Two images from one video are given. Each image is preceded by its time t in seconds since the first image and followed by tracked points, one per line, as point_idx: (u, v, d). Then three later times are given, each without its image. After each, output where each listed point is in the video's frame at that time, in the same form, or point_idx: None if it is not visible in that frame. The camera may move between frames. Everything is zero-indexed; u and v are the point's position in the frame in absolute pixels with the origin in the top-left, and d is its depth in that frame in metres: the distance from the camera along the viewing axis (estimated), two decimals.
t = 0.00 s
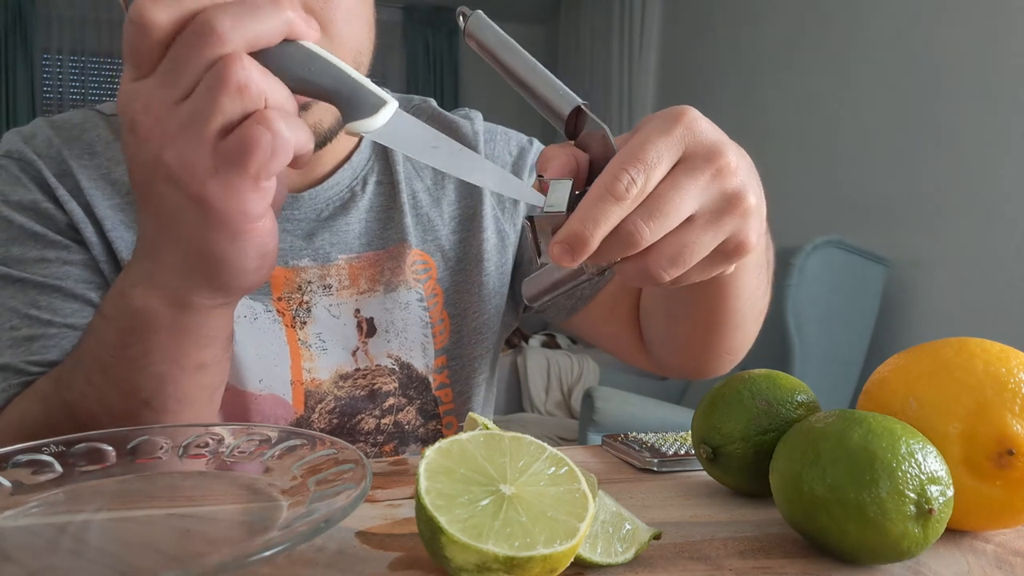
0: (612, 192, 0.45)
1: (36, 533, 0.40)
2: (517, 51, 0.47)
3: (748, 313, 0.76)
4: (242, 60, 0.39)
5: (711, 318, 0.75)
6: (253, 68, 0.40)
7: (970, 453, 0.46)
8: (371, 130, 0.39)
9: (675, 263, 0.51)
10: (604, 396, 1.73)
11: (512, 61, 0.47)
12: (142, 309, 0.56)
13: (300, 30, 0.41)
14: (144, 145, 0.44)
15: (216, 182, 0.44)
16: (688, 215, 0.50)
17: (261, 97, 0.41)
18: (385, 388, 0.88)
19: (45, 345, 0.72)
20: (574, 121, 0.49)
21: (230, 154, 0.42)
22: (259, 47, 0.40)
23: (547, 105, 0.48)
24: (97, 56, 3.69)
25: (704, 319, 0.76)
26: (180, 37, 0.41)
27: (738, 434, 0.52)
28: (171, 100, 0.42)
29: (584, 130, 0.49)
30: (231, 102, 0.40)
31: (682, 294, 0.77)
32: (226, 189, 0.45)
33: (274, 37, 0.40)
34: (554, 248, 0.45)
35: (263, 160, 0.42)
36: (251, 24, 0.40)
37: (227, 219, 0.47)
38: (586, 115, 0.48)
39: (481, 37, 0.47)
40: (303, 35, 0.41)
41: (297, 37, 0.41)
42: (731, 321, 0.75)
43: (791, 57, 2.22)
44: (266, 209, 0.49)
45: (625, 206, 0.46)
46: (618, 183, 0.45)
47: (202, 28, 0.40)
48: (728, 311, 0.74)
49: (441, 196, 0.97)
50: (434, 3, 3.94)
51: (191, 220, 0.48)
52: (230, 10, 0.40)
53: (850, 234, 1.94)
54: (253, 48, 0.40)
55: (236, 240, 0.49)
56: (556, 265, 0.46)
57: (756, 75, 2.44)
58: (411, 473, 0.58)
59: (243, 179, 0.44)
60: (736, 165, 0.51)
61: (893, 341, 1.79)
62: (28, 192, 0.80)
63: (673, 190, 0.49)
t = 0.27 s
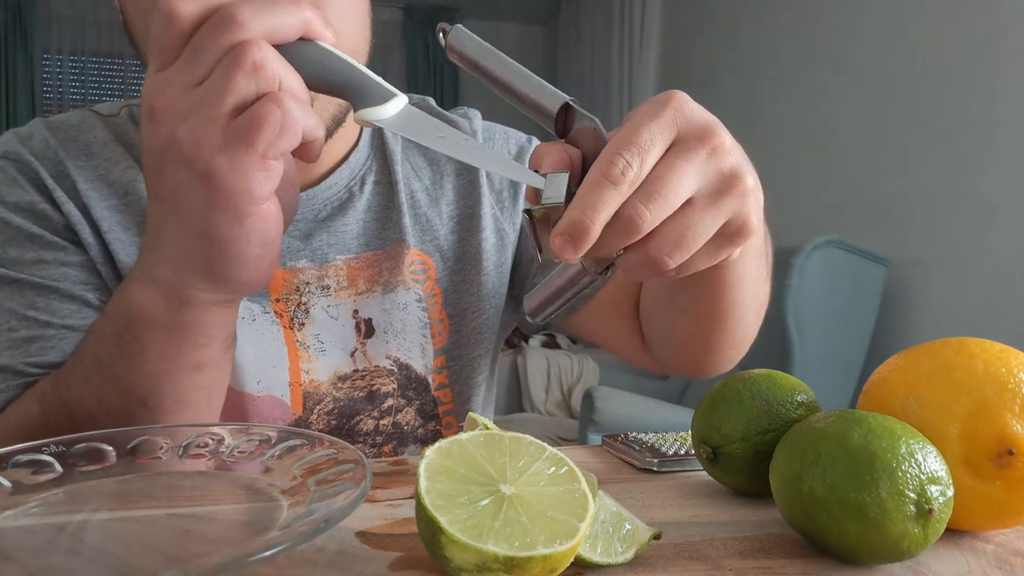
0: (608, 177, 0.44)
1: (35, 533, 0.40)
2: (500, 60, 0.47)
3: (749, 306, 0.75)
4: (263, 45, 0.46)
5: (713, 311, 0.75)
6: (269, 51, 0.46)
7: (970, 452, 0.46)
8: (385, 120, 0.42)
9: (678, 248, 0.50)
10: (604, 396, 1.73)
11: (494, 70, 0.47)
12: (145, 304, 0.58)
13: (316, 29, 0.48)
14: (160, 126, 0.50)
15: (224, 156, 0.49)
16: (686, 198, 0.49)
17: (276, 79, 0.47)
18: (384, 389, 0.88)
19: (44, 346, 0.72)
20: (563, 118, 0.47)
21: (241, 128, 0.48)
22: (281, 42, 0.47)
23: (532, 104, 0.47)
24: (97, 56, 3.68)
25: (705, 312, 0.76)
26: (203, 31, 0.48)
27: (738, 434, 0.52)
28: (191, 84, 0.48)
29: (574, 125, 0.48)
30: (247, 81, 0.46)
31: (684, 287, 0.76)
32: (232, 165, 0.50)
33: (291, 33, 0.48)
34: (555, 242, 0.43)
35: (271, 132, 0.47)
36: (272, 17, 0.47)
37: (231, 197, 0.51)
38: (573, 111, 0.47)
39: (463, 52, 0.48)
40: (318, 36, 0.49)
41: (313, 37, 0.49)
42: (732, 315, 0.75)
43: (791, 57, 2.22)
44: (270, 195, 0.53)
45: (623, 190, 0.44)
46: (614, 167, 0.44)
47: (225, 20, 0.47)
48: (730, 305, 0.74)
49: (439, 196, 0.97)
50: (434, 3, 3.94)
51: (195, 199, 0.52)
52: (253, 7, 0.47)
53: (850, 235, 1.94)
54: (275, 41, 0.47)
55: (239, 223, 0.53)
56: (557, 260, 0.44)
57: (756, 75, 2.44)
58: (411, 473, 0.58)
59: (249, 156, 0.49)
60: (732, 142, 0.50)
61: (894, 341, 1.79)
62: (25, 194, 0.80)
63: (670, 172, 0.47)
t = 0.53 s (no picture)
0: (609, 170, 0.44)
1: (34, 533, 0.40)
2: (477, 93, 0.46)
3: (751, 298, 0.75)
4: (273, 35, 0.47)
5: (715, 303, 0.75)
6: (277, 41, 0.47)
7: (970, 452, 0.46)
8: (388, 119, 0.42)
9: (697, 232, 0.48)
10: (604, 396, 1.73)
11: (472, 100, 0.46)
12: (147, 302, 0.58)
13: (328, 31, 0.49)
14: (164, 107, 0.51)
15: (221, 139, 0.50)
16: (694, 181, 0.48)
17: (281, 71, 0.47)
18: (382, 389, 0.88)
19: (44, 344, 0.72)
20: (554, 134, 0.46)
21: (241, 109, 0.48)
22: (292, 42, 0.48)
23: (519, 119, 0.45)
24: (97, 56, 3.68)
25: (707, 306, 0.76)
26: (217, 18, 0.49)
27: (738, 434, 0.52)
28: (198, 67, 0.49)
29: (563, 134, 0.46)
30: (250, 65, 0.47)
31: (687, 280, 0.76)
32: (227, 148, 0.50)
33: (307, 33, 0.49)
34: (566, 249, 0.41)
35: (268, 114, 0.48)
36: (284, 12, 0.48)
37: (225, 181, 0.52)
38: (561, 122, 0.46)
39: (437, 93, 0.47)
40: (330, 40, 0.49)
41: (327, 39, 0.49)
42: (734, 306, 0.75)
43: (791, 57, 2.22)
44: (264, 182, 0.54)
45: (627, 179, 0.44)
46: (612, 159, 0.44)
47: (240, 9, 0.48)
48: (731, 295, 0.74)
49: (436, 193, 0.96)
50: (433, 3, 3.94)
51: (191, 183, 0.52)
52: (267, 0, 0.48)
53: (850, 234, 1.94)
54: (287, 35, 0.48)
55: (233, 207, 0.54)
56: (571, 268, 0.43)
57: (756, 75, 2.44)
58: (412, 472, 0.58)
59: (245, 139, 0.50)
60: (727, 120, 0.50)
61: (894, 341, 1.79)
62: (24, 194, 0.80)
63: (674, 155, 0.47)
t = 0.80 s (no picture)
0: (622, 161, 0.43)
1: (33, 533, 0.40)
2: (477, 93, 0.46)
3: (756, 292, 0.75)
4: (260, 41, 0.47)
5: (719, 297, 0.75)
6: (262, 47, 0.47)
7: (970, 452, 0.46)
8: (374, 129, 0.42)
9: (709, 223, 0.48)
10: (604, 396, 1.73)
11: (475, 99, 0.46)
12: (145, 303, 0.58)
13: (316, 36, 0.49)
14: (148, 114, 0.51)
15: (204, 147, 0.51)
16: (706, 172, 0.48)
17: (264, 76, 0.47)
18: (381, 389, 0.88)
19: (40, 348, 0.72)
20: (561, 127, 0.45)
21: (224, 118, 0.49)
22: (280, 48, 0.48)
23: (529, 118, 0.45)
24: (97, 56, 3.68)
25: (711, 300, 0.75)
26: (202, 23, 0.50)
27: (738, 434, 0.52)
28: (181, 74, 0.50)
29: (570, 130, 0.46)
30: (234, 73, 0.48)
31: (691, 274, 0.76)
32: (210, 155, 0.51)
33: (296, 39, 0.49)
34: (579, 243, 0.41)
35: (251, 124, 0.49)
36: (273, 17, 0.48)
37: (209, 189, 0.53)
38: (567, 116, 0.45)
39: (437, 94, 0.47)
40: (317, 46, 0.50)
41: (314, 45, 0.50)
42: (738, 300, 0.75)
43: (791, 57, 2.22)
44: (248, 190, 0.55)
45: (639, 170, 0.44)
46: (625, 150, 0.44)
47: (227, 15, 0.49)
48: (735, 288, 0.74)
49: (435, 193, 0.96)
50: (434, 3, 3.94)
51: (183, 188, 0.53)
52: (254, 6, 0.48)
53: (850, 234, 1.94)
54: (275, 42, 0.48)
55: (216, 217, 0.54)
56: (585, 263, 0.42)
57: (755, 75, 2.44)
58: (412, 473, 0.58)
59: (228, 147, 0.51)
60: (737, 111, 0.50)
61: (894, 340, 1.79)
62: (21, 196, 0.80)
63: (687, 146, 0.47)
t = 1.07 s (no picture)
0: (625, 167, 0.43)
1: (33, 533, 0.40)
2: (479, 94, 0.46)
3: (765, 285, 0.75)
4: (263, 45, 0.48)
5: (723, 288, 0.74)
6: (264, 51, 0.48)
7: (970, 452, 0.46)
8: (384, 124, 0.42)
9: (715, 229, 0.48)
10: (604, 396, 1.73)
11: (475, 100, 0.46)
12: (144, 304, 0.58)
13: (317, 35, 0.50)
14: (154, 123, 0.52)
15: (212, 155, 0.51)
16: (713, 177, 0.48)
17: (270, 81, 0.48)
18: (382, 389, 0.88)
19: (41, 348, 0.72)
20: (565, 128, 0.46)
21: (232, 127, 0.50)
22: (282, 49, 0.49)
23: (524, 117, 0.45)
24: (97, 56, 3.67)
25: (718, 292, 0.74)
26: (205, 29, 0.50)
27: (738, 434, 0.52)
28: (187, 83, 0.50)
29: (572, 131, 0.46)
30: (241, 79, 0.48)
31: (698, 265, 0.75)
32: (219, 165, 0.52)
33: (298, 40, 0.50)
34: (582, 252, 0.41)
35: (259, 130, 0.49)
36: (272, 21, 0.49)
37: (218, 198, 0.53)
38: (571, 119, 0.46)
39: (439, 95, 0.47)
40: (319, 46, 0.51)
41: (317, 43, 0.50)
42: (744, 290, 0.73)
43: (791, 57, 2.22)
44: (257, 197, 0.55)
45: (642, 176, 0.44)
46: (628, 156, 0.44)
47: (228, 20, 0.49)
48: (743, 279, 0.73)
49: (435, 192, 0.96)
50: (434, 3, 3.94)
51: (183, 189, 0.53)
52: (254, 10, 0.49)
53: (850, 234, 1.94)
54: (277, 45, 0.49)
55: (226, 225, 0.55)
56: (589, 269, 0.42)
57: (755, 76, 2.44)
58: (412, 473, 0.58)
59: (236, 155, 0.51)
60: (743, 114, 0.50)
61: (894, 341, 1.79)
62: (22, 196, 0.80)
63: (693, 150, 0.46)
